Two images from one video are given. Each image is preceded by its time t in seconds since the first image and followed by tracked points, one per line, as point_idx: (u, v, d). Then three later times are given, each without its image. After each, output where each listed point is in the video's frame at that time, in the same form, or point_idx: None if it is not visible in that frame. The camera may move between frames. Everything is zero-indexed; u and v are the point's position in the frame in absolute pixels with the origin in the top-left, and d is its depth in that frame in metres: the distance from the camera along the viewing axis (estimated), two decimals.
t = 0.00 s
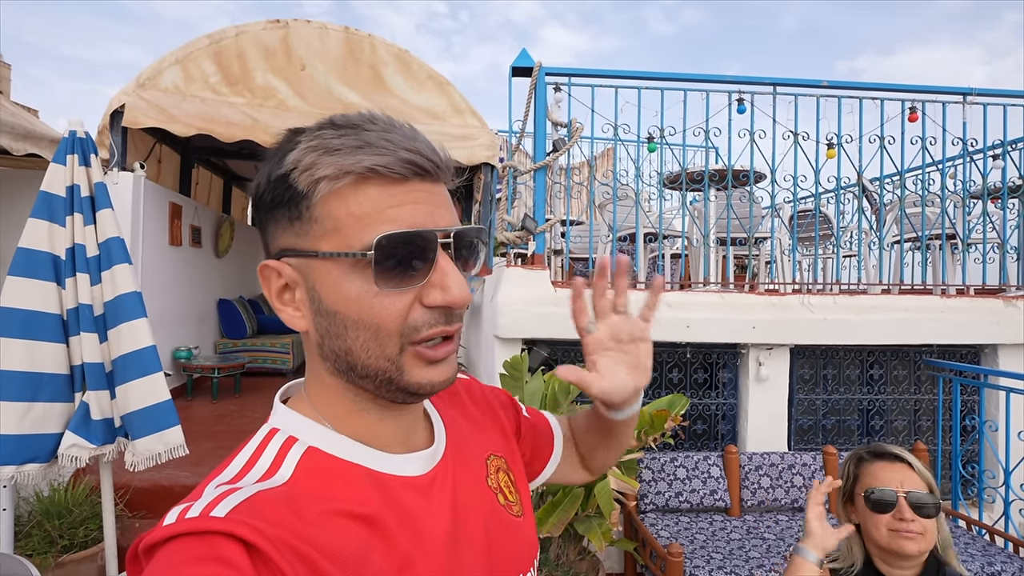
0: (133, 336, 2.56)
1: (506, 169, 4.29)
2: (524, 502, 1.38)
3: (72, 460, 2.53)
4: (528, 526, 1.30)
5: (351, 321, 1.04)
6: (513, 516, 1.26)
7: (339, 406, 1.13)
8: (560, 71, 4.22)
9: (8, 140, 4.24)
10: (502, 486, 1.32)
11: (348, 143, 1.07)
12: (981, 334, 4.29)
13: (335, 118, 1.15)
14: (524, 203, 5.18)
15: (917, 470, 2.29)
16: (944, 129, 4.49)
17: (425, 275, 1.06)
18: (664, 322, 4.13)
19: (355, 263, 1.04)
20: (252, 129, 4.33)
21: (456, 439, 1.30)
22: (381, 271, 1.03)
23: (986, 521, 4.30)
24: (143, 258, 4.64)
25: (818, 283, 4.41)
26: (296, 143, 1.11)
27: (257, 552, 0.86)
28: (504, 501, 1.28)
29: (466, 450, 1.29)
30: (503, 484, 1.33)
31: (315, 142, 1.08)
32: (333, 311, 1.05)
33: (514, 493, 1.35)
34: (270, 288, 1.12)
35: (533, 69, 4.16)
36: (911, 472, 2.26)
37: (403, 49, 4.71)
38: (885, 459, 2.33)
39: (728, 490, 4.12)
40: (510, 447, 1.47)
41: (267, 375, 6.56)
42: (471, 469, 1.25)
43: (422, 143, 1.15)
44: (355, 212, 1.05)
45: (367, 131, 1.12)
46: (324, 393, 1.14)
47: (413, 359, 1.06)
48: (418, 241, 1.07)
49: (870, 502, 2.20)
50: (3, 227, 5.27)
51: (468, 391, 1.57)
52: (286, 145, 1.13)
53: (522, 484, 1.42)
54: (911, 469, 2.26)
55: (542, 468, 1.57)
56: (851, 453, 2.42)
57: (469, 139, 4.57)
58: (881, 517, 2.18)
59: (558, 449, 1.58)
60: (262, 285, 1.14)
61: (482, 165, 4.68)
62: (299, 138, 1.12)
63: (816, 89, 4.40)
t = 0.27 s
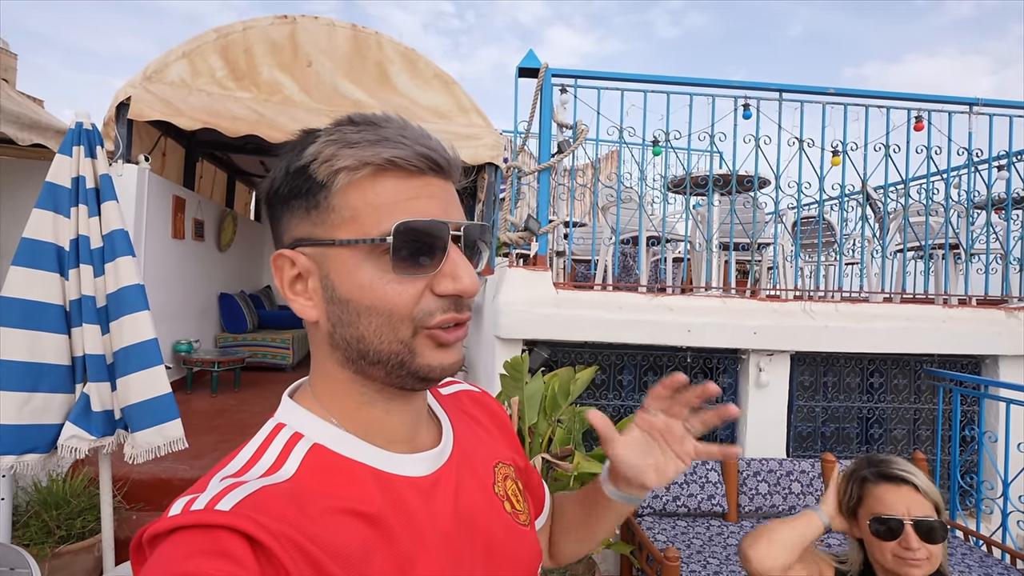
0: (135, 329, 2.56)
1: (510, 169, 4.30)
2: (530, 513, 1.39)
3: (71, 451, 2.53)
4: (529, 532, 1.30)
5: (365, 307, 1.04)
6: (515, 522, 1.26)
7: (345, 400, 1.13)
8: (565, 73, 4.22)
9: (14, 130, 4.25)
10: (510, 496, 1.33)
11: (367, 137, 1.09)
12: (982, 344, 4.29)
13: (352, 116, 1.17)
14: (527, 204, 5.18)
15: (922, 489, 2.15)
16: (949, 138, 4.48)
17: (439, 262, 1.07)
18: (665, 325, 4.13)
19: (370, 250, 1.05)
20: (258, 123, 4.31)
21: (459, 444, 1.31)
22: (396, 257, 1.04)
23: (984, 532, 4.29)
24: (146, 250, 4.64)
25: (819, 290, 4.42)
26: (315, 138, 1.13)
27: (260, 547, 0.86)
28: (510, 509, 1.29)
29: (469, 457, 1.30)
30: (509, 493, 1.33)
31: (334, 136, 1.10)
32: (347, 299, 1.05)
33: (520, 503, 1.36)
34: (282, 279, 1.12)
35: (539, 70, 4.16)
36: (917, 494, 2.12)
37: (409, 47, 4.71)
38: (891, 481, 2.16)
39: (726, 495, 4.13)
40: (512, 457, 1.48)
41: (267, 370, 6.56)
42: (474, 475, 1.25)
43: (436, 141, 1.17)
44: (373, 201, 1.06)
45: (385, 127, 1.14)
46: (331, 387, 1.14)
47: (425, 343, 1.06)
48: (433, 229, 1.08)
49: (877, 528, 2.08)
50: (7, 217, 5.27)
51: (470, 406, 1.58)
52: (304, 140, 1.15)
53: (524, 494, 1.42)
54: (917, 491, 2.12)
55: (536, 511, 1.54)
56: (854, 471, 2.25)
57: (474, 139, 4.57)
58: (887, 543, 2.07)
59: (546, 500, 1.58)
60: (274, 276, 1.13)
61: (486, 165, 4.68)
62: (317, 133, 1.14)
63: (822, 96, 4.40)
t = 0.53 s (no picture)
0: (131, 326, 2.55)
1: (510, 170, 4.30)
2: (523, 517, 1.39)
3: (66, 447, 2.52)
4: (522, 537, 1.30)
5: (376, 308, 1.04)
6: (509, 526, 1.26)
7: (344, 400, 1.13)
8: (566, 73, 4.22)
9: (12, 125, 4.24)
10: (504, 500, 1.33)
11: (390, 138, 1.09)
12: (979, 349, 4.30)
13: (376, 115, 1.18)
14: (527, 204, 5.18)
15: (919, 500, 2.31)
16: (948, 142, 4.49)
17: (453, 268, 1.07)
18: (664, 326, 4.13)
19: (387, 250, 1.04)
20: (257, 121, 4.31)
21: (455, 448, 1.30)
22: (413, 260, 1.04)
23: (979, 536, 4.30)
24: (144, 247, 4.63)
25: (817, 293, 4.43)
26: (337, 134, 1.13)
27: (253, 547, 0.86)
28: (505, 513, 1.29)
29: (464, 461, 1.30)
30: (503, 497, 1.33)
31: (358, 134, 1.10)
32: (357, 298, 1.04)
33: (515, 507, 1.36)
34: (292, 273, 1.11)
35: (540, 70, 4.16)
36: (918, 506, 2.27)
37: (410, 46, 4.70)
38: (892, 498, 2.29)
39: (722, 498, 4.12)
40: (507, 462, 1.48)
41: (264, 368, 6.56)
42: (468, 478, 1.25)
43: (456, 147, 1.18)
44: (393, 202, 1.06)
45: (408, 129, 1.14)
46: (330, 386, 1.14)
47: (433, 349, 1.06)
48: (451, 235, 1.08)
49: (892, 551, 2.21)
50: (5, 212, 5.26)
51: (466, 409, 1.58)
52: (326, 136, 1.15)
53: (519, 499, 1.42)
54: (917, 504, 2.28)
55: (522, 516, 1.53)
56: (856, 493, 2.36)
57: (474, 139, 4.57)
58: (902, 563, 2.21)
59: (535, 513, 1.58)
60: (283, 269, 1.12)
61: (486, 165, 4.68)
62: (340, 130, 1.14)
63: (822, 99, 4.40)
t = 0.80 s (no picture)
0: (129, 324, 2.55)
1: (510, 170, 4.30)
2: (517, 521, 1.39)
3: (63, 446, 2.51)
4: (515, 539, 1.29)
5: (373, 308, 1.03)
6: (502, 529, 1.25)
7: (337, 401, 1.12)
8: (566, 73, 4.21)
9: (11, 122, 4.23)
10: (498, 502, 1.33)
11: (397, 138, 1.09)
12: (978, 351, 4.30)
13: (384, 114, 1.17)
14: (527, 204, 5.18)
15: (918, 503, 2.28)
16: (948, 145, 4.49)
17: (453, 271, 1.07)
18: (663, 327, 4.12)
19: (388, 251, 1.03)
20: (257, 120, 4.30)
21: (448, 449, 1.30)
22: (414, 261, 1.03)
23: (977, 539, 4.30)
24: (143, 245, 4.62)
25: (817, 295, 4.43)
26: (344, 132, 1.13)
27: (241, 549, 0.85)
28: (498, 516, 1.28)
29: (457, 462, 1.29)
30: (497, 499, 1.33)
31: (365, 133, 1.09)
32: (355, 297, 1.04)
33: (508, 509, 1.35)
34: (291, 269, 1.10)
35: (540, 70, 4.16)
36: (918, 511, 2.24)
37: (411, 46, 4.70)
38: (892, 503, 2.26)
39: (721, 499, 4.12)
40: (501, 464, 1.47)
41: (263, 367, 6.55)
42: (461, 480, 1.25)
43: (462, 151, 1.17)
44: (397, 203, 1.05)
45: (416, 130, 1.13)
46: (322, 384, 1.13)
47: (429, 352, 1.05)
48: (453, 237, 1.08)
49: (889, 556, 2.21)
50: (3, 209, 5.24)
51: (461, 410, 1.58)
52: (333, 132, 1.14)
53: (512, 500, 1.42)
54: (916, 508, 2.25)
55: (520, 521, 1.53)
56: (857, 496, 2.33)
57: (474, 138, 4.57)
58: (897, 566, 2.21)
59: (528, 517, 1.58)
60: (282, 264, 1.11)
61: (486, 165, 4.68)
62: (348, 127, 1.13)
63: (822, 101, 4.40)
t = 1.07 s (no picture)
0: (132, 323, 2.55)
1: (512, 170, 4.30)
2: (521, 525, 1.38)
3: (66, 445, 2.51)
4: (518, 545, 1.29)
5: (351, 312, 1.03)
6: (505, 534, 1.25)
7: (339, 405, 1.12)
8: (569, 74, 4.21)
9: (16, 122, 4.24)
10: (501, 506, 1.32)
11: (367, 137, 1.08)
12: (982, 354, 4.28)
13: (360, 113, 1.16)
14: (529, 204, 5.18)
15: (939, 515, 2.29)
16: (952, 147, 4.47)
17: (428, 272, 1.05)
18: (665, 329, 4.11)
19: (361, 253, 1.03)
20: (261, 121, 4.27)
21: (453, 453, 1.30)
22: (385, 263, 1.02)
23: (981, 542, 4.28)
24: (146, 245, 4.63)
25: (819, 296, 4.42)
26: (320, 134, 1.13)
27: (244, 551, 0.85)
28: (502, 521, 1.28)
29: (461, 466, 1.29)
30: (500, 504, 1.32)
31: (337, 134, 1.09)
32: (334, 301, 1.04)
33: (512, 514, 1.35)
34: (281, 275, 1.11)
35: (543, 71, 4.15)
36: (937, 521, 2.25)
37: (413, 46, 4.70)
38: (913, 507, 2.27)
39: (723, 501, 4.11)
40: (505, 468, 1.47)
41: (265, 367, 6.56)
42: (464, 485, 1.25)
43: (442, 143, 1.14)
44: (369, 204, 1.05)
45: (389, 127, 1.12)
46: (321, 387, 1.13)
47: (407, 354, 1.04)
48: (426, 236, 1.07)
49: (897, 554, 2.20)
50: (7, 208, 5.26)
51: (465, 413, 1.58)
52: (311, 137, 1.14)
53: (516, 505, 1.42)
54: (936, 518, 2.26)
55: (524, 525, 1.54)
56: (877, 491, 2.33)
57: (476, 139, 4.57)
58: (901, 566, 2.21)
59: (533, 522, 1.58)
60: (274, 271, 1.13)
61: (488, 166, 4.68)
62: (323, 130, 1.13)
63: (826, 102, 4.39)
